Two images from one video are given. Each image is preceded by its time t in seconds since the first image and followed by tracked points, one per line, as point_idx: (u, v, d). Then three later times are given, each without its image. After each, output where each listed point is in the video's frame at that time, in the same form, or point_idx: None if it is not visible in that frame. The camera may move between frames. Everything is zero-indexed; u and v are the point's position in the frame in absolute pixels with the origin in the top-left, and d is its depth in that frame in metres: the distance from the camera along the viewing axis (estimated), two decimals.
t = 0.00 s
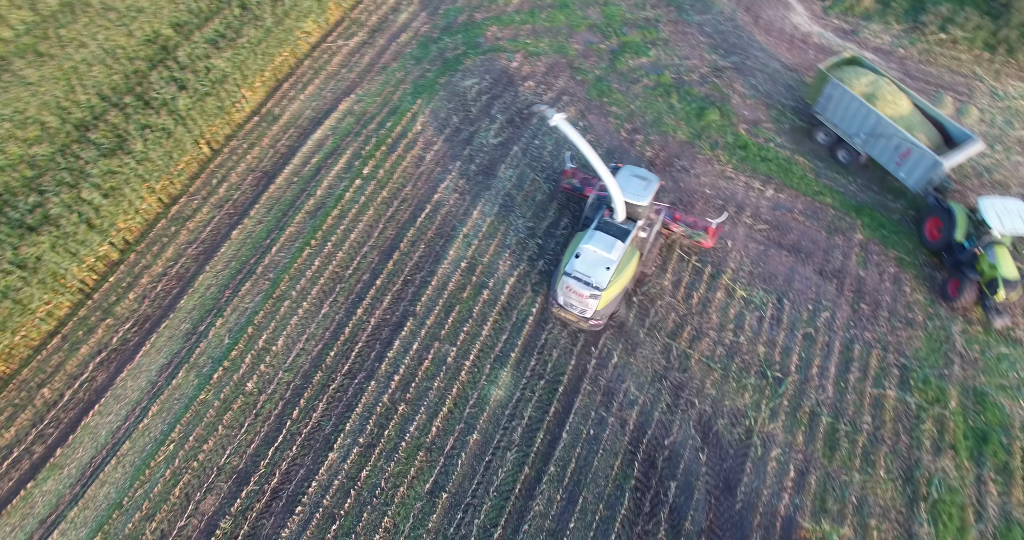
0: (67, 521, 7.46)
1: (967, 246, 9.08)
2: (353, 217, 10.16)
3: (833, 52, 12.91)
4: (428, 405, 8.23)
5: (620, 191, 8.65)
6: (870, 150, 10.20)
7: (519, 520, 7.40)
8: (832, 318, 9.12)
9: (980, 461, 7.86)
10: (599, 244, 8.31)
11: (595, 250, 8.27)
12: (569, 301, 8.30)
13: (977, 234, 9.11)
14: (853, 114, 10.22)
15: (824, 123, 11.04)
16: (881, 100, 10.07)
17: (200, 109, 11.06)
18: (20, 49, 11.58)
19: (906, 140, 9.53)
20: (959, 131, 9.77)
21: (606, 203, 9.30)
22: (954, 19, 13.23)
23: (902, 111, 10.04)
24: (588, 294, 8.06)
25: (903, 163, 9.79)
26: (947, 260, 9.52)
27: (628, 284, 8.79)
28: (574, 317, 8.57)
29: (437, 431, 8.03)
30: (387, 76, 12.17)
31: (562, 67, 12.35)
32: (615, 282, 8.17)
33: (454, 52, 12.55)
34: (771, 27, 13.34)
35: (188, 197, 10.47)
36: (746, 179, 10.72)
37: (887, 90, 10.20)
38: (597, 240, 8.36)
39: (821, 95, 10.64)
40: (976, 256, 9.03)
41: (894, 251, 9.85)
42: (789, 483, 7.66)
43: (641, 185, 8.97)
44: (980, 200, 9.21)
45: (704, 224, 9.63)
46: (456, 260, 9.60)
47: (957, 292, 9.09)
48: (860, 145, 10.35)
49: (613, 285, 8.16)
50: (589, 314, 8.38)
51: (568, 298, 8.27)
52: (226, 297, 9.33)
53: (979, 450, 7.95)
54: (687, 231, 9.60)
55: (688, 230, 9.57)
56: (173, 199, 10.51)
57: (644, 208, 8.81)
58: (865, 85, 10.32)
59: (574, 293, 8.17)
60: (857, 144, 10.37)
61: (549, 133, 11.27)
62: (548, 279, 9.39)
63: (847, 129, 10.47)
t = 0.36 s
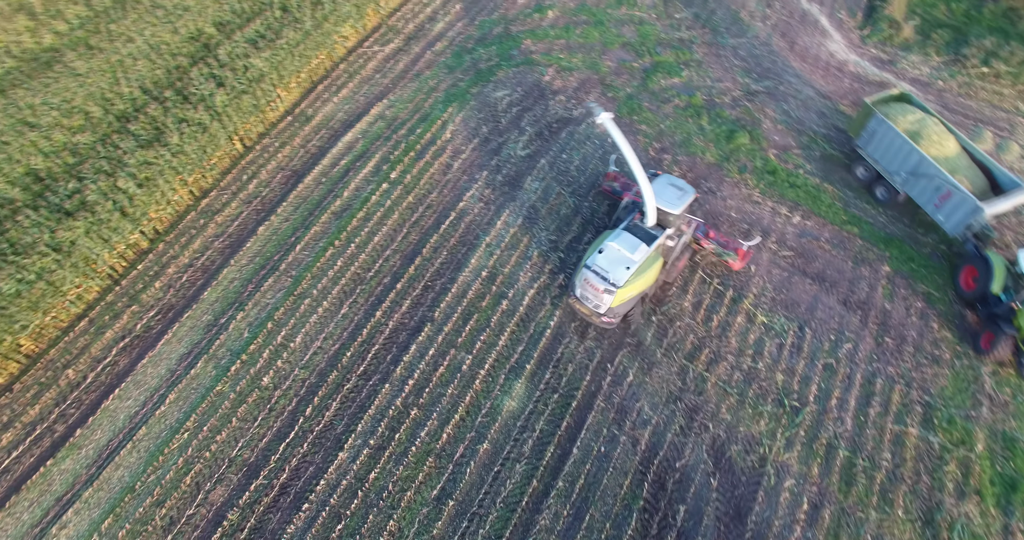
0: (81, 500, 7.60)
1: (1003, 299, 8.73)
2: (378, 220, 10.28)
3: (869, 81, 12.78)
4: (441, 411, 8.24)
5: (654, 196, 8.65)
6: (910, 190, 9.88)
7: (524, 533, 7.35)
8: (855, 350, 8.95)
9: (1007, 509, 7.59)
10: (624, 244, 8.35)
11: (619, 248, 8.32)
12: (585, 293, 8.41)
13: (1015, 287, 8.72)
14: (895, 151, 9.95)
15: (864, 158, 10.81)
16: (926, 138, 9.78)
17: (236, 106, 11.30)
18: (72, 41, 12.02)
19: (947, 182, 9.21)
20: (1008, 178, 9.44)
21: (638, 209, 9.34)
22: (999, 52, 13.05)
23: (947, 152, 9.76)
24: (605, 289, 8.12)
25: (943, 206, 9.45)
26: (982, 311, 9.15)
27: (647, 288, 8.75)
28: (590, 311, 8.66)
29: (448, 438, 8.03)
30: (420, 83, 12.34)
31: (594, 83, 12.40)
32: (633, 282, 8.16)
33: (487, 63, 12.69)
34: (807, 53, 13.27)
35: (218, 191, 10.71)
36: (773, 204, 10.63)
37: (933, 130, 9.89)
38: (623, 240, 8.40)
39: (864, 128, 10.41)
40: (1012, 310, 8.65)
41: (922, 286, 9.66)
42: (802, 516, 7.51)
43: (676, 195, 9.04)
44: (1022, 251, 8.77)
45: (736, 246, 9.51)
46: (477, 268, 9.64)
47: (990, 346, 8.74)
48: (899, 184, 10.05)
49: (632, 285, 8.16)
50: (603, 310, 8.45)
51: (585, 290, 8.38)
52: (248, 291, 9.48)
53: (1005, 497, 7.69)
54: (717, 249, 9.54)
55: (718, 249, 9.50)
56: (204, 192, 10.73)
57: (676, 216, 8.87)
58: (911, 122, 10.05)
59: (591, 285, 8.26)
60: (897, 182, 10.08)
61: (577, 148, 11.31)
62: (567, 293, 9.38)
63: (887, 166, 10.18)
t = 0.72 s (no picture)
0: (95, 486, 7.71)
1: None
2: (400, 225, 10.38)
3: (901, 109, 12.65)
4: (452, 419, 8.25)
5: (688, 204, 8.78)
6: (946, 229, 9.64)
7: None
8: (875, 381, 8.79)
9: None
10: (650, 245, 8.37)
11: (644, 248, 8.33)
12: (605, 286, 8.43)
13: None
14: (934, 188, 9.75)
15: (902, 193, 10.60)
16: (969, 178, 9.45)
17: (266, 107, 11.51)
18: (116, 39, 12.40)
19: (986, 224, 8.94)
20: None
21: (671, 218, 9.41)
22: None
23: (991, 194, 9.35)
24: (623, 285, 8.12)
25: (979, 248, 9.18)
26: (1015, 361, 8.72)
27: (666, 293, 8.71)
28: (607, 306, 8.67)
29: (457, 447, 8.03)
30: (449, 92, 12.49)
31: (622, 100, 12.44)
32: (652, 283, 8.15)
33: (516, 76, 12.80)
34: (838, 79, 13.19)
35: (245, 190, 10.93)
36: (797, 229, 10.53)
37: (978, 170, 9.56)
38: (649, 241, 8.42)
39: (905, 163, 10.24)
40: None
41: (948, 319, 9.46)
42: None
43: (709, 206, 8.98)
44: None
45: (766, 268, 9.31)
46: (496, 278, 9.67)
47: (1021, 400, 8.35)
48: (936, 222, 9.82)
49: (651, 286, 8.14)
50: (618, 306, 8.44)
51: (605, 283, 8.40)
52: (269, 290, 9.61)
53: None
54: (747, 268, 9.38)
55: (747, 269, 9.35)
56: (231, 190, 10.97)
57: (705, 226, 8.79)
58: (954, 160, 9.75)
59: (612, 280, 8.28)
60: (933, 220, 9.88)
61: (601, 163, 11.33)
62: (584, 308, 9.36)
63: (925, 203, 9.97)
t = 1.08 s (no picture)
0: (106, 478, 7.79)
1: None
2: (417, 233, 10.46)
3: (927, 136, 12.52)
4: (462, 428, 8.24)
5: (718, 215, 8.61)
6: (980, 268, 9.37)
7: None
8: (893, 409, 8.63)
9: None
10: (675, 248, 8.49)
11: (668, 250, 8.46)
12: (625, 282, 8.65)
13: None
14: (969, 226, 9.48)
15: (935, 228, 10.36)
16: (1008, 218, 9.13)
17: (292, 112, 11.67)
18: (151, 41, 12.74)
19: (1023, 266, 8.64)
20: None
21: (701, 226, 9.17)
22: None
23: None
24: (642, 283, 8.30)
25: (1013, 290, 8.91)
26: None
27: (686, 298, 8.81)
28: (625, 301, 8.87)
29: (466, 456, 8.01)
30: (472, 103, 12.61)
31: (644, 117, 12.47)
32: (671, 285, 8.28)
33: (539, 90, 12.89)
34: (863, 103, 13.10)
35: (267, 192, 11.12)
36: (816, 252, 10.43)
37: (1018, 210, 9.24)
38: (675, 245, 8.54)
39: (941, 198, 9.97)
40: None
41: (970, 350, 9.28)
42: None
43: (741, 220, 8.66)
44: None
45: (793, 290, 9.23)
46: (511, 290, 9.69)
47: None
48: (969, 261, 9.56)
49: (669, 288, 8.27)
50: (636, 303, 8.63)
51: (625, 279, 8.62)
52: (285, 291, 9.71)
53: None
54: (773, 287, 9.34)
55: (773, 289, 9.31)
56: (253, 191, 11.17)
57: (732, 239, 8.55)
58: (993, 198, 9.44)
59: (632, 276, 8.49)
60: (966, 258, 9.60)
61: (621, 179, 11.34)
62: (598, 323, 9.33)
63: (959, 240, 9.71)
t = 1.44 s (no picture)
0: (115, 474, 7.86)
1: None
2: (432, 241, 10.52)
3: (948, 159, 12.41)
4: (469, 437, 8.22)
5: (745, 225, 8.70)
6: (1008, 305, 9.09)
7: None
8: (907, 435, 8.49)
9: None
10: (698, 252, 8.60)
11: (692, 253, 8.59)
12: (646, 278, 8.88)
13: None
14: (999, 261, 9.24)
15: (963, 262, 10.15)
16: None
17: (312, 118, 11.79)
18: (178, 46, 13.02)
19: None
20: None
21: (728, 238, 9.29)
22: None
23: None
24: (661, 281, 8.50)
25: None
26: None
27: (703, 304, 8.93)
28: (643, 298, 9.11)
29: (472, 466, 7.98)
30: (490, 115, 12.72)
31: (661, 133, 12.49)
32: (688, 288, 8.43)
33: (557, 103, 12.98)
34: (882, 125, 13.03)
35: (284, 197, 11.31)
36: (832, 272, 10.34)
37: None
38: (700, 250, 8.66)
39: (972, 231, 9.75)
40: None
41: (989, 377, 9.11)
42: None
43: (768, 234, 8.74)
44: None
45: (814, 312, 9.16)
46: (523, 301, 9.69)
47: None
48: (997, 297, 9.29)
49: (687, 289, 8.42)
50: (653, 300, 8.84)
51: (646, 275, 8.85)
52: (299, 295, 9.79)
53: None
54: (796, 307, 9.33)
55: (795, 309, 9.31)
56: (271, 195, 11.36)
57: (758, 250, 8.64)
58: None
59: (653, 274, 8.70)
60: (994, 294, 9.34)
61: (637, 194, 11.34)
62: (610, 337, 9.30)
63: (988, 275, 9.45)
